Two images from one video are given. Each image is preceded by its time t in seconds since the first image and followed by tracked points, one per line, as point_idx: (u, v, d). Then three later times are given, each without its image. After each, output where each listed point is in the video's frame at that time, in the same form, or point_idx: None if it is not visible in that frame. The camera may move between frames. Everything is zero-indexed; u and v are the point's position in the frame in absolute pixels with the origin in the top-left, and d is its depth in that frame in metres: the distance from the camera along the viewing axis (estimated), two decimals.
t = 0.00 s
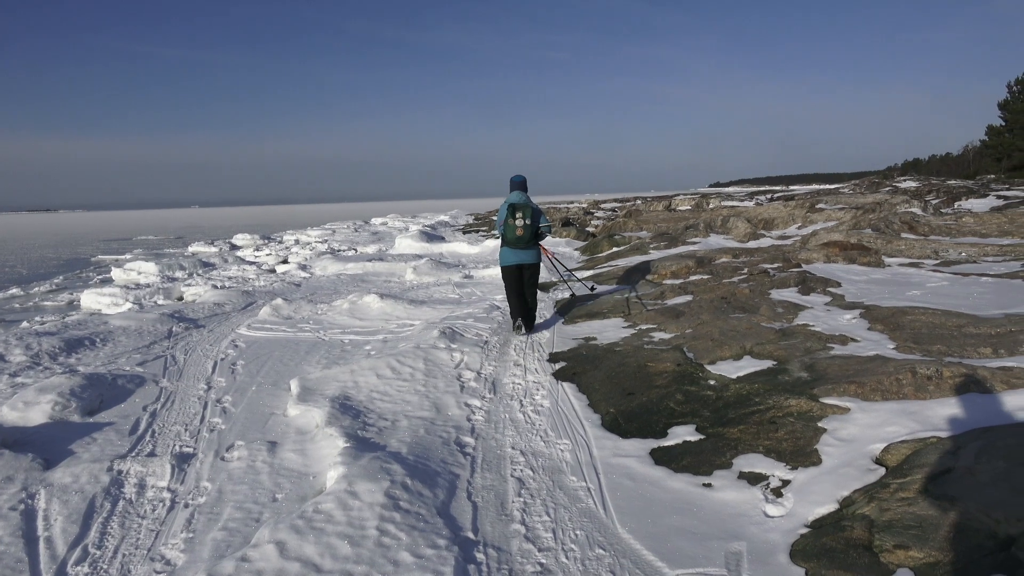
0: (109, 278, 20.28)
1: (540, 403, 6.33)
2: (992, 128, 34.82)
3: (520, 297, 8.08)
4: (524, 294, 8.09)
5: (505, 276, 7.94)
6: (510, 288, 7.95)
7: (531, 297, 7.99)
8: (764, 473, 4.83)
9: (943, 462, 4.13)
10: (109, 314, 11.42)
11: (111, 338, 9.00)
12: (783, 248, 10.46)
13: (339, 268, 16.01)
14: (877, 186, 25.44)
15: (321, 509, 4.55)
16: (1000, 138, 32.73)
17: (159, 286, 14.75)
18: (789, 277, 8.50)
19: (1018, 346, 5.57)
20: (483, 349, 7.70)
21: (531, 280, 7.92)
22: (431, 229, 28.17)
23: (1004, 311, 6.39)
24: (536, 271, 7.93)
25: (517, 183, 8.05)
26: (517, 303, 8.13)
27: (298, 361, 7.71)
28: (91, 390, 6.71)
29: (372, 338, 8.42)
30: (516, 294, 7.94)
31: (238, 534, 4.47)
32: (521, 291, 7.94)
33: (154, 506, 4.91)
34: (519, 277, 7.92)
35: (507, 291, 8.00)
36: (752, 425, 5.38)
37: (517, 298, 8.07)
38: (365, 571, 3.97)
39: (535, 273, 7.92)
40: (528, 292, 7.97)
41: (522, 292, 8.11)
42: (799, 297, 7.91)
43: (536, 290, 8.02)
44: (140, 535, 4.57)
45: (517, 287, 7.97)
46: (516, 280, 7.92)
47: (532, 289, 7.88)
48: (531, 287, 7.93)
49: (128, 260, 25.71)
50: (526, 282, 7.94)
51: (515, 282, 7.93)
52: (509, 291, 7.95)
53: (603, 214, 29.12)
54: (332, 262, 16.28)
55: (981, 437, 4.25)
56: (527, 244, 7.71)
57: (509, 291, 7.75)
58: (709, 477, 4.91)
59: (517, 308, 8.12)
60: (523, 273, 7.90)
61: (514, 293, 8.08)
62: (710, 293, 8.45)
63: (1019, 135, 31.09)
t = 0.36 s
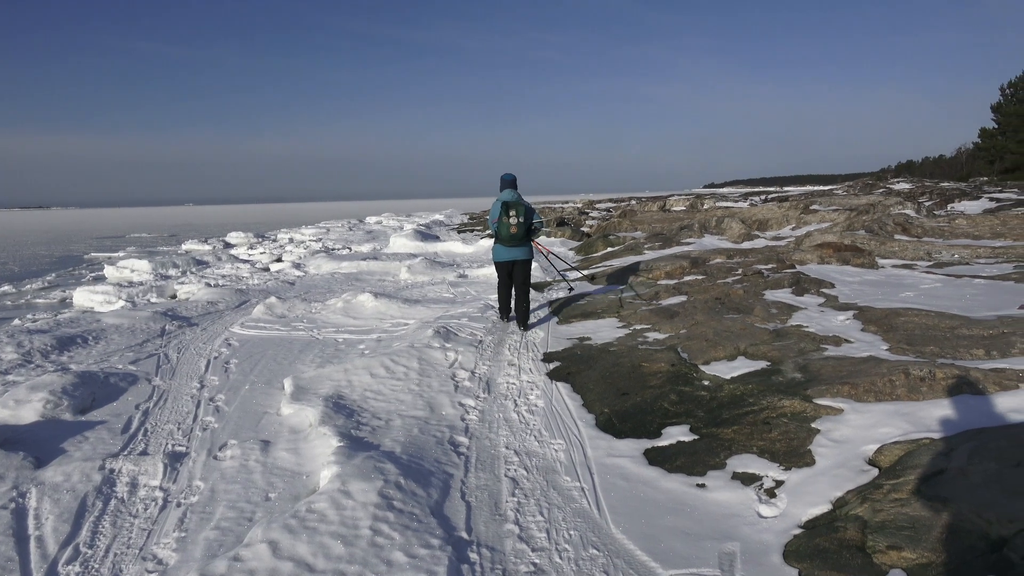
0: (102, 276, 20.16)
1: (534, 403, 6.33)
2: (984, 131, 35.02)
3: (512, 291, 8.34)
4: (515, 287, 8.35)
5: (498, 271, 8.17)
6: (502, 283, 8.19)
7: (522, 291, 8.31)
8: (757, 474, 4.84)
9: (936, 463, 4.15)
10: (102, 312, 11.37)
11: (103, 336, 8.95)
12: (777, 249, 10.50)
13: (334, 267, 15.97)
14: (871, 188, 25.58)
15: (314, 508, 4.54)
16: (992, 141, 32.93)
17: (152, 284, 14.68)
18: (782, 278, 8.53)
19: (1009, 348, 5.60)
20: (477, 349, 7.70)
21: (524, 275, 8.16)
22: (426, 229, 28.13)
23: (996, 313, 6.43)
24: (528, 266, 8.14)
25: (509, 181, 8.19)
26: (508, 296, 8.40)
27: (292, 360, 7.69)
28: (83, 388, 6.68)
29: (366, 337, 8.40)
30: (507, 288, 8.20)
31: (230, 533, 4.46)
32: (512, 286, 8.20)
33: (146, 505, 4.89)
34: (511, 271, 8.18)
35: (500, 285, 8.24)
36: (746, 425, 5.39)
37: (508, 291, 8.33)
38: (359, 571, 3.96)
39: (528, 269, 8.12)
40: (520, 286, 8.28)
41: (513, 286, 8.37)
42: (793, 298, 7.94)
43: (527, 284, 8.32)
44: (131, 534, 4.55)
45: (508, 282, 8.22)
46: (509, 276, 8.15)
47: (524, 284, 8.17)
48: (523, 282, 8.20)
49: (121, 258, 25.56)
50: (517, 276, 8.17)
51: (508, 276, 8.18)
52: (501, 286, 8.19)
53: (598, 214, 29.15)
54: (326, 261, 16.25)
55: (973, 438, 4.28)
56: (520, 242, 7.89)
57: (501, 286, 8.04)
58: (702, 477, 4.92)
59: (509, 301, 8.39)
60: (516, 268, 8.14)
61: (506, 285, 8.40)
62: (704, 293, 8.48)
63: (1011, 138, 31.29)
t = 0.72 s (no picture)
0: (100, 275, 20.12)
1: (532, 404, 6.34)
2: (983, 133, 35.08)
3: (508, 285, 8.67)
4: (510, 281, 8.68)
5: (493, 264, 8.57)
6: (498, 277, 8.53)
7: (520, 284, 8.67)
8: (755, 476, 4.84)
9: (933, 465, 4.16)
10: (100, 311, 11.36)
11: (101, 336, 8.95)
12: (776, 250, 10.52)
13: (332, 267, 15.96)
14: (870, 191, 25.63)
15: (311, 509, 4.53)
16: (990, 144, 33.01)
17: (150, 284, 14.62)
18: (781, 280, 8.55)
19: (1007, 351, 5.61)
20: (476, 349, 7.70)
21: (518, 268, 8.52)
22: (425, 229, 28.11)
23: (994, 315, 6.44)
24: (522, 260, 8.48)
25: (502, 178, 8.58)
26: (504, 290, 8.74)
27: (290, 360, 7.69)
28: (80, 388, 6.67)
29: (364, 337, 8.40)
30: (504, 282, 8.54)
31: (227, 534, 4.45)
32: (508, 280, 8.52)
33: (144, 505, 4.88)
34: (507, 265, 8.55)
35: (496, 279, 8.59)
36: (744, 427, 5.40)
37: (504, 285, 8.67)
38: (356, 572, 3.96)
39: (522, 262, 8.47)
40: (517, 278, 8.64)
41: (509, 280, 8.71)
42: (791, 299, 7.96)
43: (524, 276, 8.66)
44: (129, 534, 4.54)
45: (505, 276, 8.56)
46: (504, 269, 8.51)
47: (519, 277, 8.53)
48: (518, 274, 8.57)
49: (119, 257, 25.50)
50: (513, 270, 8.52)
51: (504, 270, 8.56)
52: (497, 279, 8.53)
53: (597, 215, 29.15)
54: (325, 261, 16.24)
55: (971, 441, 4.28)
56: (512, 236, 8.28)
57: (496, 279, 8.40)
58: (700, 479, 4.92)
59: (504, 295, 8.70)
60: (511, 262, 8.49)
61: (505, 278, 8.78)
62: (703, 295, 8.49)
63: (1009, 141, 31.34)
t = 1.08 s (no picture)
0: (100, 277, 20.12)
1: (532, 407, 6.34)
2: (983, 138, 35.11)
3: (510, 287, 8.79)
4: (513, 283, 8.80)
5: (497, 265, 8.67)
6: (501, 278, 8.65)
7: (521, 286, 8.78)
8: (755, 480, 4.84)
9: (933, 470, 4.16)
10: (100, 313, 11.35)
11: (102, 338, 8.95)
12: (776, 254, 10.52)
13: (332, 269, 15.97)
14: (870, 194, 25.65)
15: (311, 512, 4.53)
16: (990, 148, 33.04)
17: (150, 286, 14.62)
18: (781, 284, 8.55)
19: (1008, 356, 5.61)
20: (476, 353, 7.70)
21: (521, 271, 8.64)
22: (424, 232, 28.11)
23: (994, 320, 6.45)
24: (525, 263, 8.60)
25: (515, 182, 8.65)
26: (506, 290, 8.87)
27: (290, 363, 7.69)
28: (81, 391, 6.67)
29: (364, 340, 8.40)
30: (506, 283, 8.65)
31: (227, 536, 4.45)
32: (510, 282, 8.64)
33: (143, 507, 4.88)
34: (510, 267, 8.65)
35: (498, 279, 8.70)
36: (744, 431, 5.39)
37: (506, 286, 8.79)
38: None
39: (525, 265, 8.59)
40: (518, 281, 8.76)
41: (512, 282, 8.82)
42: (791, 303, 7.96)
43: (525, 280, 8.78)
44: (128, 536, 4.54)
45: (507, 277, 8.67)
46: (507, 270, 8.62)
47: (520, 279, 8.65)
48: (520, 277, 8.68)
49: (119, 259, 25.50)
50: (516, 272, 8.63)
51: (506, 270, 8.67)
52: (500, 280, 8.64)
53: (598, 219, 29.14)
54: (325, 264, 16.25)
55: (972, 446, 4.29)
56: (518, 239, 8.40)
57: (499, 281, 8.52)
58: (700, 483, 4.92)
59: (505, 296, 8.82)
60: (514, 263, 8.60)
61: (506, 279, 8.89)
62: (703, 298, 8.49)
63: (1009, 145, 31.36)
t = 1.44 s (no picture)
0: (100, 279, 20.13)
1: (532, 411, 6.33)
2: (983, 143, 35.15)
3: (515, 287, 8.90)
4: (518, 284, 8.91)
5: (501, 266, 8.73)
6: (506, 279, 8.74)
7: (524, 287, 8.85)
8: (756, 484, 4.83)
9: (934, 474, 4.15)
10: (99, 315, 11.34)
11: (102, 339, 8.95)
12: (776, 258, 10.52)
13: (332, 272, 15.97)
14: (870, 198, 25.64)
15: (311, 515, 4.52)
16: (990, 153, 33.05)
17: (150, 288, 14.61)
18: (781, 288, 8.55)
19: (1008, 361, 5.61)
20: (476, 356, 7.70)
21: (524, 273, 8.70)
22: (425, 235, 28.13)
23: (995, 325, 6.44)
24: (529, 264, 8.64)
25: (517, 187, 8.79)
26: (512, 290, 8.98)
27: (290, 365, 7.69)
28: (81, 393, 6.67)
29: (365, 343, 8.40)
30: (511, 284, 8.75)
31: (227, 539, 4.44)
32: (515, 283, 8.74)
33: (143, 510, 4.87)
34: (514, 268, 8.73)
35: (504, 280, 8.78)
36: (745, 435, 5.39)
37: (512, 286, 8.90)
38: None
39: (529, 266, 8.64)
40: (521, 282, 8.82)
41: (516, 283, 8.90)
42: (791, 307, 7.96)
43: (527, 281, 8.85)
44: (127, 539, 4.53)
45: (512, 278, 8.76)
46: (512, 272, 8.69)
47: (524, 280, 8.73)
48: (523, 279, 8.73)
49: (120, 261, 25.51)
50: (520, 273, 8.70)
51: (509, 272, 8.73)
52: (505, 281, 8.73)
53: (598, 222, 29.16)
54: (325, 267, 16.25)
55: (972, 450, 4.28)
56: (523, 241, 8.48)
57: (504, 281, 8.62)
58: (700, 487, 4.91)
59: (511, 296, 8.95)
60: (518, 265, 8.66)
61: (510, 281, 8.96)
62: (704, 302, 8.49)
63: (1009, 150, 31.39)
